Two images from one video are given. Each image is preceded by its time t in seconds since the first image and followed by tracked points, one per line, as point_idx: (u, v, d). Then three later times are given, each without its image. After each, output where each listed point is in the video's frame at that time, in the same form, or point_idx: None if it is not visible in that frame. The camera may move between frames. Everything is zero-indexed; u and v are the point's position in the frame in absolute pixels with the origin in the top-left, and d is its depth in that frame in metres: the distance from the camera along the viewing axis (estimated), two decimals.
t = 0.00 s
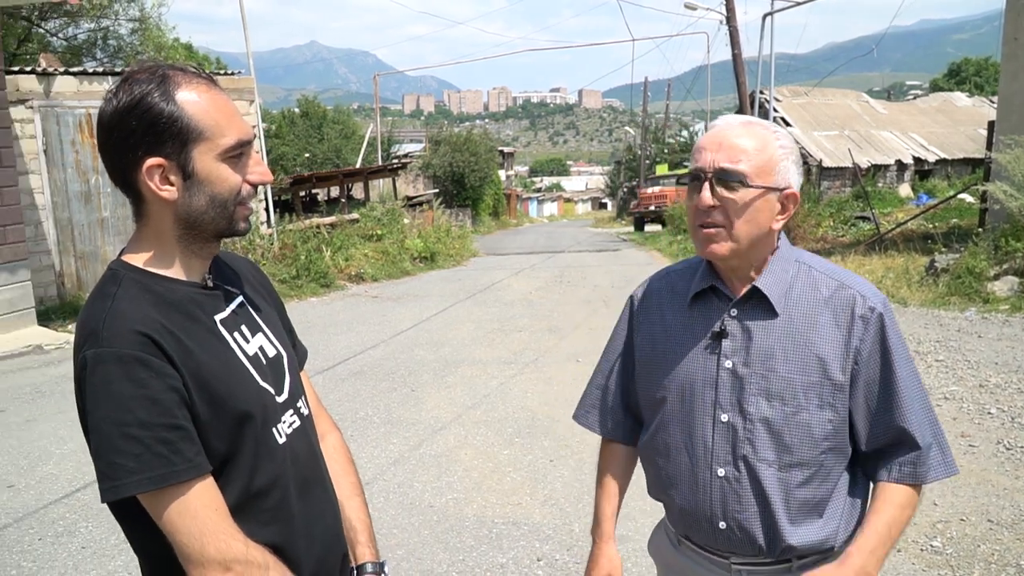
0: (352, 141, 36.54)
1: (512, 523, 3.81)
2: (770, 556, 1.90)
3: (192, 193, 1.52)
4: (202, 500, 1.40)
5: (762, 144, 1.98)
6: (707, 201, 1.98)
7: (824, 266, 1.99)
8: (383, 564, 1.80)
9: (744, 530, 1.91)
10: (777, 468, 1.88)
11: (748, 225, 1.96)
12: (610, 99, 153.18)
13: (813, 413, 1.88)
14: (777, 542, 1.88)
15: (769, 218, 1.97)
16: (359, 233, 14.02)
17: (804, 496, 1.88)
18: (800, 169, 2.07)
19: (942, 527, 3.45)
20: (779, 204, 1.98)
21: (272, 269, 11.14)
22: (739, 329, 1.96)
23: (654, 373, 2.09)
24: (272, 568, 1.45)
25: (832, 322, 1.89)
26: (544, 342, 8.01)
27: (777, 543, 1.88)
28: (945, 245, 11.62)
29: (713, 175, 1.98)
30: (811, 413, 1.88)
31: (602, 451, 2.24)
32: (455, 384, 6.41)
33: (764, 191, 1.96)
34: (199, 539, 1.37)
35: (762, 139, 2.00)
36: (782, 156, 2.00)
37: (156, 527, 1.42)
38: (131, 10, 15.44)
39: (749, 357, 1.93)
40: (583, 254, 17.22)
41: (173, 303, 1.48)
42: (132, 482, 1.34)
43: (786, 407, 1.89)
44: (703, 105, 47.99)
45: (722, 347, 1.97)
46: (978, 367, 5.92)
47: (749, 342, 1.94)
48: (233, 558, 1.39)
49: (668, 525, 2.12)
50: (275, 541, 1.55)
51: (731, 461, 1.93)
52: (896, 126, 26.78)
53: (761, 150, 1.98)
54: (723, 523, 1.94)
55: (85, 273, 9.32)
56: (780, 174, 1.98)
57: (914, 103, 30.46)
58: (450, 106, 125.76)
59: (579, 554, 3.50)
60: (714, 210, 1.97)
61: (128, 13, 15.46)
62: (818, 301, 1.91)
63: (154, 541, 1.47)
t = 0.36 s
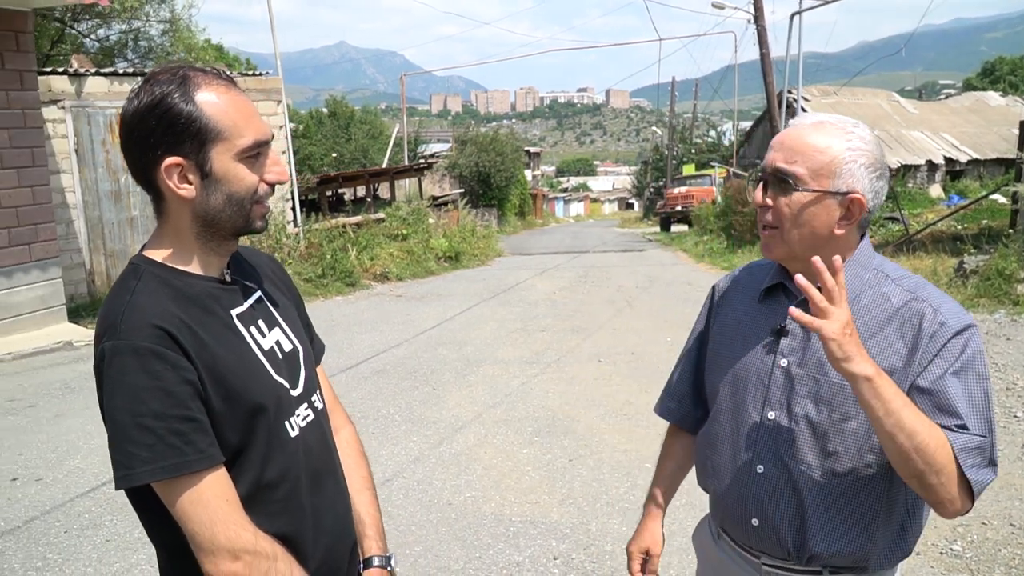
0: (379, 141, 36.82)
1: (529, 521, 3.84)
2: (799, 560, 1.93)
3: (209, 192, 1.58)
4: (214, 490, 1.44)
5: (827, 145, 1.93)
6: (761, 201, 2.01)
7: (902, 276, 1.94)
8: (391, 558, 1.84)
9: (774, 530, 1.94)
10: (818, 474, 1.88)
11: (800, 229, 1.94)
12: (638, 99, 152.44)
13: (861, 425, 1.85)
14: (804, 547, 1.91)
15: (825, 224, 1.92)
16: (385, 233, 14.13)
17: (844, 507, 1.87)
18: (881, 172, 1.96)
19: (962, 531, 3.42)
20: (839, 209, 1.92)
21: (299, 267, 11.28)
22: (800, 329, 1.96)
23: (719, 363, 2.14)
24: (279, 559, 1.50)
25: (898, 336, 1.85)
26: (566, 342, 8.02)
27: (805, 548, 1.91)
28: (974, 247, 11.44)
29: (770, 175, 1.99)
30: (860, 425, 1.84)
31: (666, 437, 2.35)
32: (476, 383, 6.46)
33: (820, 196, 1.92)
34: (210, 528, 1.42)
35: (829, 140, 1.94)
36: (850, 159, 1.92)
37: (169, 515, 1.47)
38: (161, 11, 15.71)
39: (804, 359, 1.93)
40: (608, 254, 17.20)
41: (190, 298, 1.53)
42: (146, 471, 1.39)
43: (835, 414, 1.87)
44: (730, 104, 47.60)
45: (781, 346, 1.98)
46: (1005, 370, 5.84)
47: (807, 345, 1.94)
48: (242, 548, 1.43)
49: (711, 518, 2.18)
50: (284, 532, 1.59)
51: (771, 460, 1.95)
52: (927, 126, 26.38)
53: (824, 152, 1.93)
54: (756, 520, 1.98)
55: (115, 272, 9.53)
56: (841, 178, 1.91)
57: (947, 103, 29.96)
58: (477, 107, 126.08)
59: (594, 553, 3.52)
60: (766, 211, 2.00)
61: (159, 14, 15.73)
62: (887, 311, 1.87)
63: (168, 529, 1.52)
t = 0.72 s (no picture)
0: (401, 141, 37.04)
1: (543, 520, 3.84)
2: (823, 559, 1.92)
3: (220, 191, 1.62)
4: (225, 482, 1.49)
5: (863, 144, 1.89)
6: (794, 202, 1.98)
7: (938, 280, 1.86)
8: (396, 552, 1.87)
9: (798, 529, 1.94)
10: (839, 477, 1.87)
11: (835, 232, 1.91)
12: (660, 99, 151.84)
13: (883, 432, 1.82)
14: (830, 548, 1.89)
15: (860, 225, 1.89)
16: (405, 232, 14.22)
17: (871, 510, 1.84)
18: (918, 169, 1.92)
19: (977, 532, 3.39)
20: (875, 210, 1.88)
21: (320, 266, 11.40)
22: (829, 333, 1.94)
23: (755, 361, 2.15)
24: (289, 551, 1.54)
25: (927, 345, 1.79)
26: (584, 342, 8.02)
27: (830, 549, 1.89)
28: (998, 248, 11.32)
29: (802, 175, 1.96)
30: (882, 431, 1.82)
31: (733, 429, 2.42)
32: (494, 382, 6.50)
33: (854, 197, 1.89)
34: (221, 519, 1.47)
35: (865, 139, 1.90)
36: (886, 159, 1.88)
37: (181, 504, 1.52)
38: (186, 12, 15.94)
39: (831, 363, 1.91)
40: (628, 254, 17.18)
41: (204, 294, 1.58)
42: (160, 462, 1.44)
43: (857, 420, 1.85)
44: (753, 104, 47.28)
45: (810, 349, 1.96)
46: None
47: (834, 349, 1.92)
48: (252, 538, 1.48)
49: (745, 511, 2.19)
50: (292, 524, 1.63)
51: (794, 460, 1.95)
52: (953, 126, 26.06)
53: (859, 151, 1.89)
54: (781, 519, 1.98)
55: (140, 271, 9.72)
56: (877, 179, 1.88)
57: (973, 102, 29.57)
58: (500, 106, 126.29)
59: (608, 552, 3.52)
60: (799, 212, 1.96)
61: (184, 15, 15.97)
62: (918, 321, 1.81)
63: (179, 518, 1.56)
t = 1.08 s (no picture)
0: (413, 141, 37.13)
1: (550, 519, 3.84)
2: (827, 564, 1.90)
3: (225, 192, 1.65)
4: (226, 479, 1.51)
5: (867, 146, 1.88)
6: (806, 209, 1.90)
7: (923, 277, 1.87)
8: (398, 549, 1.88)
9: (801, 536, 1.92)
10: (841, 482, 1.86)
11: (851, 234, 1.87)
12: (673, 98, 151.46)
13: (884, 434, 1.81)
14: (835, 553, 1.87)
15: (872, 224, 1.88)
16: (417, 232, 14.27)
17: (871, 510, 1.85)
18: (903, 167, 1.96)
19: (985, 533, 3.38)
20: (883, 207, 1.89)
21: (331, 265, 11.47)
22: (822, 338, 1.92)
23: (740, 369, 2.13)
24: (290, 547, 1.56)
25: (920, 345, 1.79)
26: (593, 342, 8.03)
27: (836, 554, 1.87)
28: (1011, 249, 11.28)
29: (810, 181, 1.90)
30: (882, 434, 1.81)
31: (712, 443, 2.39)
32: (503, 382, 6.52)
33: (866, 196, 1.87)
34: (221, 515, 1.49)
35: (862, 138, 1.90)
36: (886, 156, 1.89)
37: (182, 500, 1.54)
38: (199, 12, 16.05)
39: (825, 368, 1.90)
40: (638, 254, 17.18)
41: (208, 294, 1.61)
42: (162, 458, 1.46)
43: (856, 423, 1.84)
44: (765, 104, 47.14)
45: (803, 355, 1.95)
46: None
47: (829, 353, 1.90)
48: (253, 535, 1.50)
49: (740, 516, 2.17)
50: (295, 521, 1.66)
51: (795, 468, 1.93)
52: (966, 126, 25.93)
53: (866, 152, 1.88)
54: (783, 526, 1.96)
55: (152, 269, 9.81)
56: (883, 176, 1.88)
57: (987, 102, 29.38)
58: (512, 106, 126.34)
59: (614, 551, 3.51)
60: (813, 219, 1.89)
61: (197, 15, 16.08)
62: (910, 323, 1.80)
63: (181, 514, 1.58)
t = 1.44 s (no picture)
0: (414, 141, 37.17)
1: (550, 517, 3.86)
2: (799, 559, 1.89)
3: (224, 192, 1.67)
4: (225, 475, 1.54)
5: (813, 138, 1.94)
6: (764, 201, 1.91)
7: (867, 269, 1.94)
8: (398, 542, 1.92)
9: (773, 535, 1.90)
10: (812, 475, 1.86)
11: (806, 222, 1.92)
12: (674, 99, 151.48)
13: (850, 420, 1.85)
14: (810, 546, 1.86)
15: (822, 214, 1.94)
16: (418, 231, 14.30)
17: (839, 499, 1.85)
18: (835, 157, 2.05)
19: (981, 531, 3.41)
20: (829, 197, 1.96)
21: (333, 265, 11.51)
22: (779, 332, 1.94)
23: (684, 374, 2.09)
24: (288, 542, 1.58)
25: (873, 328, 1.85)
26: (595, 342, 8.04)
27: (811, 547, 1.86)
28: (1011, 249, 11.32)
29: (765, 175, 1.92)
30: (848, 420, 1.85)
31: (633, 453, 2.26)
32: (504, 381, 6.55)
33: (816, 186, 1.92)
34: (222, 511, 1.51)
35: (805, 132, 1.96)
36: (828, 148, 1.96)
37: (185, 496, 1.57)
38: (202, 12, 16.08)
39: (786, 362, 1.91)
40: (640, 254, 17.20)
41: (209, 293, 1.64)
42: (163, 454, 1.48)
43: (824, 414, 1.86)
44: (767, 104, 47.12)
45: (761, 351, 1.95)
46: None
47: (789, 346, 1.92)
48: (251, 529, 1.52)
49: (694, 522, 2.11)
50: (296, 515, 1.68)
51: (763, 467, 1.91)
52: (968, 127, 25.95)
53: (814, 144, 1.93)
54: (752, 527, 1.92)
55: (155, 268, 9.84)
56: (829, 168, 1.95)
57: (989, 103, 29.37)
58: (513, 106, 126.35)
59: (613, 549, 3.52)
60: (772, 210, 1.91)
61: (200, 15, 16.10)
62: (859, 306, 1.87)
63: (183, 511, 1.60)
